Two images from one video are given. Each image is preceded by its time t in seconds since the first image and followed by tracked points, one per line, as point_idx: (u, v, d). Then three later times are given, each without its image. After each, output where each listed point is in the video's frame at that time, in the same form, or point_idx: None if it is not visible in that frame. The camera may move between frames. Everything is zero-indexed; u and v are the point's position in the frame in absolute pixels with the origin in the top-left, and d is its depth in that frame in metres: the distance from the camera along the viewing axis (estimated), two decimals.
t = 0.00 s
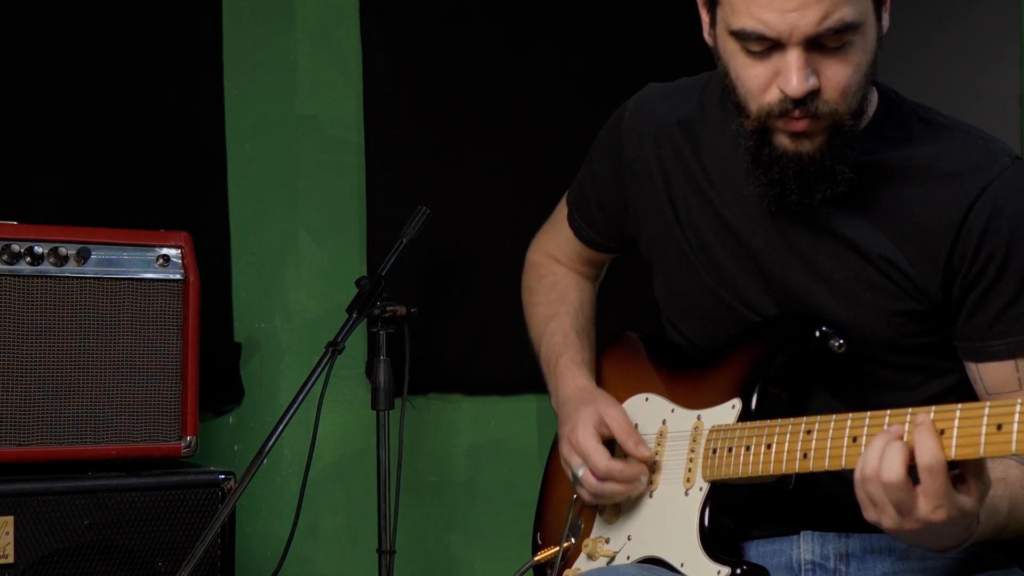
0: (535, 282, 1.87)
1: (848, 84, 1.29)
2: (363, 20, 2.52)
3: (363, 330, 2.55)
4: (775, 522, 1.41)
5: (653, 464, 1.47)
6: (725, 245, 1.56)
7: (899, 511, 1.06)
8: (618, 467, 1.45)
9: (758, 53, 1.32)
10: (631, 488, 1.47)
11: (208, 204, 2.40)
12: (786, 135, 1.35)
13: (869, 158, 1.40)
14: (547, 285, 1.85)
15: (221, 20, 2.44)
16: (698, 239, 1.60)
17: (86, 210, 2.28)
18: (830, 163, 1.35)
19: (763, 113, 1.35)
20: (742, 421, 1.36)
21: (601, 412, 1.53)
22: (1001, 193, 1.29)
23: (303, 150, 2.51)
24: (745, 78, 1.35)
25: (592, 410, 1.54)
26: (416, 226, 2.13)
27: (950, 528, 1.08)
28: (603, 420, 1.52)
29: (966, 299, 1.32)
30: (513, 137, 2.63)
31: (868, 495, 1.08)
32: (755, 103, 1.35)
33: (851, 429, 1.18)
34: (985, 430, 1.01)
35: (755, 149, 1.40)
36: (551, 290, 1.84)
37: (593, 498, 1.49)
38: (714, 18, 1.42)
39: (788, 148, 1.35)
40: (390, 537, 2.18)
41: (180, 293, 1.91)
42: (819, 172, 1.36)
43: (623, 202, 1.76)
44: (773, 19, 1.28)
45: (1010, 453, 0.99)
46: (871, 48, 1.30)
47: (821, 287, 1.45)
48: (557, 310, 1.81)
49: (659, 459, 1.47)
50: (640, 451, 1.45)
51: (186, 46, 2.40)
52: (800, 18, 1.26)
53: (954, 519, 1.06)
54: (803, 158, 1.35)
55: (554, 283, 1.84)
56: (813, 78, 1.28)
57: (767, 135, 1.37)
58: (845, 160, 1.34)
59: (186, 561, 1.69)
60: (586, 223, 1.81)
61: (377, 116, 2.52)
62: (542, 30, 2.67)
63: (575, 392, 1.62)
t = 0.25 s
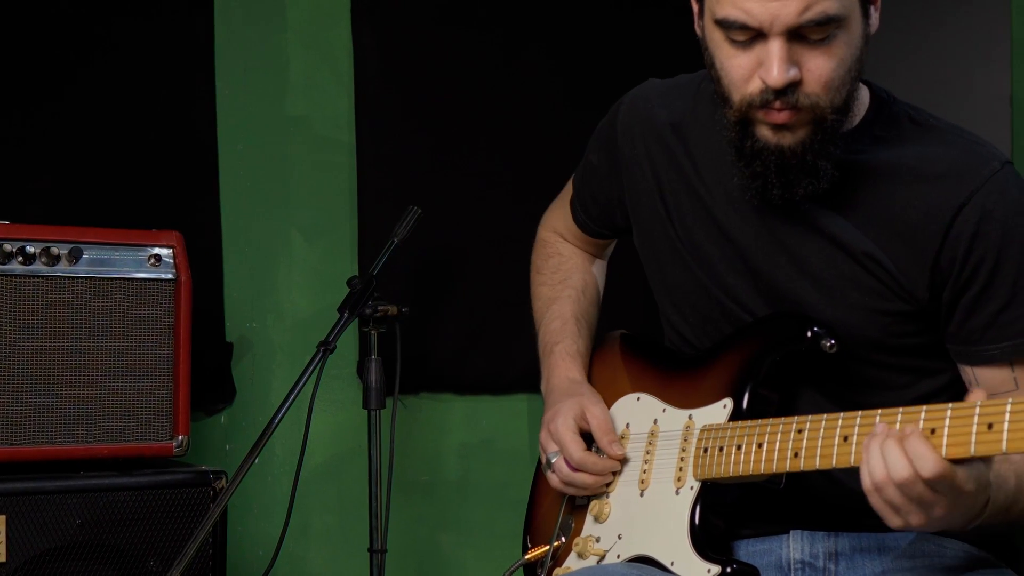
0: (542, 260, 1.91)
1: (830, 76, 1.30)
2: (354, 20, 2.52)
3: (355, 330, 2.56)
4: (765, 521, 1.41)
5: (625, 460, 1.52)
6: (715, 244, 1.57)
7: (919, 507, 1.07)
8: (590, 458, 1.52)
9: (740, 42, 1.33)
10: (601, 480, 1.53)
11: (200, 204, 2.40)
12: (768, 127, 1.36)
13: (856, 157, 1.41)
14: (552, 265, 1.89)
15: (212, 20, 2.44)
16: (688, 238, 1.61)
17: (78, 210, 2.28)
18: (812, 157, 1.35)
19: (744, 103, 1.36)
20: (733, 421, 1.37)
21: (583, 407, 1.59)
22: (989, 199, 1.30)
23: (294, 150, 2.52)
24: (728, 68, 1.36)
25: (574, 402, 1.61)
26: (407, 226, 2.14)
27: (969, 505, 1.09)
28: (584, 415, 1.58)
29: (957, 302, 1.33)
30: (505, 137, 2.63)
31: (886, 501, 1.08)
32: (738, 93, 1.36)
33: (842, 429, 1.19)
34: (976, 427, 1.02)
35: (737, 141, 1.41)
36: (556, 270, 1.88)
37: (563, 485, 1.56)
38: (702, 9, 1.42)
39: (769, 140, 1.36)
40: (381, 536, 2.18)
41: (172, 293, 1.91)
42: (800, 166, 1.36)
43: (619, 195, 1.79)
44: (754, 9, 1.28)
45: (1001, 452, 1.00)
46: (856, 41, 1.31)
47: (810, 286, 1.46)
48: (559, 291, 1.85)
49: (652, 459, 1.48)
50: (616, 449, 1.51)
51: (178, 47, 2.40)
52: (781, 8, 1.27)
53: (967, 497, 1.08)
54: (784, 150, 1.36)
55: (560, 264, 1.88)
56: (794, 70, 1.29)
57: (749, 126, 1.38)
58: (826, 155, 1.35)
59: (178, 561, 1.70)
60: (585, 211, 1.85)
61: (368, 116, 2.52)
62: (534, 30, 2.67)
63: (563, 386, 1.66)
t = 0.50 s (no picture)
0: (542, 273, 1.91)
1: (821, 82, 1.31)
2: (346, 21, 2.53)
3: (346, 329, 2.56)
4: (756, 520, 1.43)
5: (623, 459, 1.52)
6: (707, 245, 1.58)
7: (920, 495, 1.08)
8: (589, 458, 1.52)
9: (731, 47, 1.34)
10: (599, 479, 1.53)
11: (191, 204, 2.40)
12: (758, 131, 1.37)
13: (846, 157, 1.42)
14: (552, 277, 1.89)
15: (204, 20, 2.44)
16: (680, 238, 1.62)
17: (70, 210, 2.28)
18: (801, 161, 1.36)
19: (735, 108, 1.37)
20: (728, 419, 1.38)
21: (579, 407, 1.59)
22: (979, 196, 1.31)
23: (286, 150, 2.52)
24: (720, 72, 1.37)
25: (570, 404, 1.61)
26: (398, 226, 2.14)
27: (972, 492, 1.10)
28: (580, 415, 1.58)
29: (951, 299, 1.33)
30: (497, 137, 2.64)
31: (888, 490, 1.09)
32: (728, 96, 1.37)
33: (835, 424, 1.20)
34: (968, 420, 1.03)
35: (727, 144, 1.42)
36: (556, 282, 1.88)
37: (560, 487, 1.55)
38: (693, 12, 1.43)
39: (759, 144, 1.37)
40: (372, 536, 2.19)
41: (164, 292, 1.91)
42: (789, 170, 1.37)
43: (611, 196, 1.80)
44: (746, 14, 1.30)
45: (992, 445, 1.01)
46: (846, 48, 1.33)
47: (801, 287, 1.47)
48: (558, 301, 1.86)
49: (646, 459, 1.48)
50: (619, 445, 1.51)
51: (170, 46, 2.40)
52: (772, 14, 1.28)
53: (969, 484, 1.08)
54: (774, 154, 1.37)
55: (559, 275, 1.89)
56: (784, 75, 1.31)
57: (739, 130, 1.39)
58: (815, 159, 1.36)
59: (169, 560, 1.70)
60: (579, 216, 1.86)
61: (360, 116, 2.53)
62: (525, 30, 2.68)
63: (560, 393, 1.67)
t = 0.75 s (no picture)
0: (534, 276, 1.92)
1: (812, 88, 1.32)
2: (338, 21, 2.54)
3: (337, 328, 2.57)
4: (746, 519, 1.45)
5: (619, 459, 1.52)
6: (698, 246, 1.59)
7: (906, 497, 1.09)
8: (585, 457, 1.51)
9: (723, 53, 1.35)
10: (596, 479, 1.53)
11: (183, 204, 2.41)
12: (749, 136, 1.38)
13: (837, 159, 1.44)
14: (544, 280, 1.90)
15: (196, 20, 2.45)
16: (670, 239, 1.63)
17: (62, 210, 2.28)
18: (793, 166, 1.37)
19: (727, 113, 1.37)
20: (717, 421, 1.39)
21: (575, 408, 1.59)
22: (971, 196, 1.32)
23: (278, 149, 2.52)
24: (712, 77, 1.38)
25: (567, 405, 1.60)
26: (390, 225, 2.15)
27: (956, 495, 1.12)
28: (576, 416, 1.58)
29: (942, 301, 1.34)
30: (488, 137, 2.64)
31: (875, 492, 1.10)
32: (720, 102, 1.38)
33: (824, 427, 1.21)
34: (954, 427, 1.04)
35: (719, 148, 1.43)
36: (548, 285, 1.89)
37: (557, 489, 1.55)
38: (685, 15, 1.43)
39: (750, 149, 1.38)
40: (364, 535, 2.19)
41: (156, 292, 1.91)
42: (781, 175, 1.39)
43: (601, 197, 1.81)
44: (738, 21, 1.30)
45: (977, 452, 1.02)
46: (837, 53, 1.34)
47: (791, 287, 1.48)
48: (551, 304, 1.86)
49: (637, 459, 1.50)
50: (617, 443, 1.51)
51: (162, 46, 2.40)
52: (764, 20, 1.28)
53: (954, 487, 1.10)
54: (766, 159, 1.38)
55: (550, 278, 1.89)
56: (777, 81, 1.31)
57: (729, 134, 1.40)
58: (807, 164, 1.37)
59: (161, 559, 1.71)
60: (569, 217, 1.87)
61: (352, 116, 2.53)
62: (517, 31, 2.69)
63: (557, 395, 1.66)
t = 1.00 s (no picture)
0: (520, 275, 1.93)
1: (800, 91, 1.33)
2: (329, 21, 2.54)
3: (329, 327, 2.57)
4: (737, 519, 1.46)
5: (609, 461, 1.53)
6: (689, 245, 1.60)
7: (893, 499, 1.10)
8: (575, 459, 1.52)
9: (712, 56, 1.36)
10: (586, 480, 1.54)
11: (174, 204, 2.42)
12: (738, 140, 1.39)
13: (827, 160, 1.45)
14: (531, 279, 1.91)
15: (187, 20, 2.45)
16: (662, 238, 1.64)
17: (54, 211, 2.30)
18: (782, 170, 1.39)
19: (716, 116, 1.38)
20: (711, 421, 1.39)
21: (567, 411, 1.60)
22: (961, 198, 1.34)
23: (269, 149, 2.53)
24: (701, 81, 1.39)
25: (558, 407, 1.61)
26: (381, 225, 2.16)
27: (940, 502, 1.13)
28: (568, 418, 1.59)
29: (931, 300, 1.36)
30: (482, 136, 2.63)
31: (859, 495, 1.11)
32: (710, 105, 1.38)
33: (817, 428, 1.22)
34: (947, 430, 1.05)
35: (709, 151, 1.43)
36: (535, 283, 1.90)
37: (549, 490, 1.56)
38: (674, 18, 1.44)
39: (739, 152, 1.39)
40: (355, 534, 2.20)
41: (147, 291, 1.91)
42: (771, 178, 1.40)
43: (590, 197, 1.82)
44: (727, 25, 1.31)
45: (971, 453, 1.02)
46: (825, 57, 1.35)
47: (782, 287, 1.49)
48: (540, 302, 1.87)
49: (629, 459, 1.50)
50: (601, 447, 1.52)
51: (153, 47, 2.42)
52: (752, 24, 1.30)
53: (939, 492, 1.11)
54: (756, 163, 1.39)
55: (538, 276, 1.90)
56: (765, 85, 1.32)
57: (718, 138, 1.41)
58: (796, 167, 1.38)
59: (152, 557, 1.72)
60: (558, 215, 1.87)
61: (343, 116, 2.54)
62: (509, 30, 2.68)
63: (550, 395, 1.67)
